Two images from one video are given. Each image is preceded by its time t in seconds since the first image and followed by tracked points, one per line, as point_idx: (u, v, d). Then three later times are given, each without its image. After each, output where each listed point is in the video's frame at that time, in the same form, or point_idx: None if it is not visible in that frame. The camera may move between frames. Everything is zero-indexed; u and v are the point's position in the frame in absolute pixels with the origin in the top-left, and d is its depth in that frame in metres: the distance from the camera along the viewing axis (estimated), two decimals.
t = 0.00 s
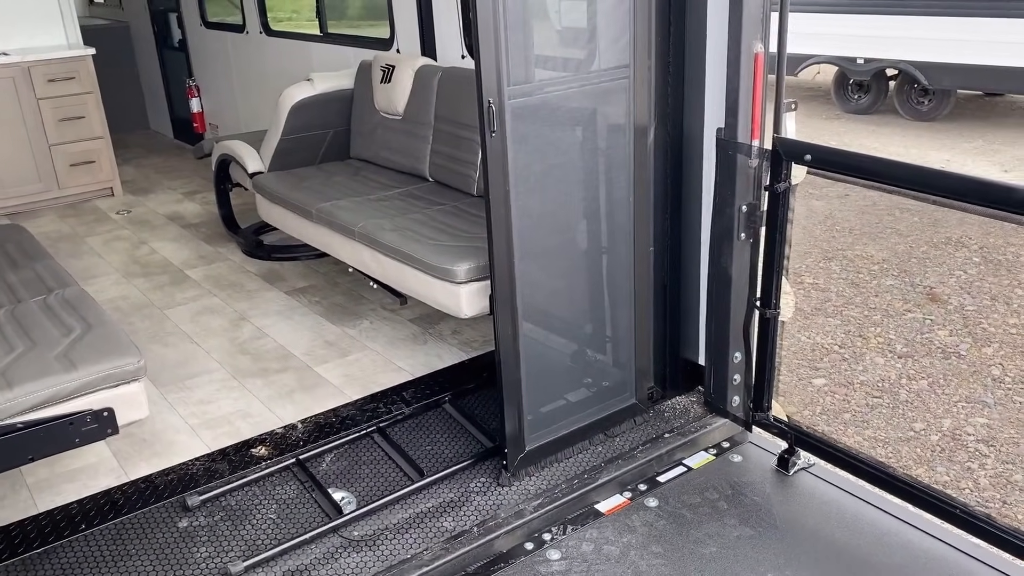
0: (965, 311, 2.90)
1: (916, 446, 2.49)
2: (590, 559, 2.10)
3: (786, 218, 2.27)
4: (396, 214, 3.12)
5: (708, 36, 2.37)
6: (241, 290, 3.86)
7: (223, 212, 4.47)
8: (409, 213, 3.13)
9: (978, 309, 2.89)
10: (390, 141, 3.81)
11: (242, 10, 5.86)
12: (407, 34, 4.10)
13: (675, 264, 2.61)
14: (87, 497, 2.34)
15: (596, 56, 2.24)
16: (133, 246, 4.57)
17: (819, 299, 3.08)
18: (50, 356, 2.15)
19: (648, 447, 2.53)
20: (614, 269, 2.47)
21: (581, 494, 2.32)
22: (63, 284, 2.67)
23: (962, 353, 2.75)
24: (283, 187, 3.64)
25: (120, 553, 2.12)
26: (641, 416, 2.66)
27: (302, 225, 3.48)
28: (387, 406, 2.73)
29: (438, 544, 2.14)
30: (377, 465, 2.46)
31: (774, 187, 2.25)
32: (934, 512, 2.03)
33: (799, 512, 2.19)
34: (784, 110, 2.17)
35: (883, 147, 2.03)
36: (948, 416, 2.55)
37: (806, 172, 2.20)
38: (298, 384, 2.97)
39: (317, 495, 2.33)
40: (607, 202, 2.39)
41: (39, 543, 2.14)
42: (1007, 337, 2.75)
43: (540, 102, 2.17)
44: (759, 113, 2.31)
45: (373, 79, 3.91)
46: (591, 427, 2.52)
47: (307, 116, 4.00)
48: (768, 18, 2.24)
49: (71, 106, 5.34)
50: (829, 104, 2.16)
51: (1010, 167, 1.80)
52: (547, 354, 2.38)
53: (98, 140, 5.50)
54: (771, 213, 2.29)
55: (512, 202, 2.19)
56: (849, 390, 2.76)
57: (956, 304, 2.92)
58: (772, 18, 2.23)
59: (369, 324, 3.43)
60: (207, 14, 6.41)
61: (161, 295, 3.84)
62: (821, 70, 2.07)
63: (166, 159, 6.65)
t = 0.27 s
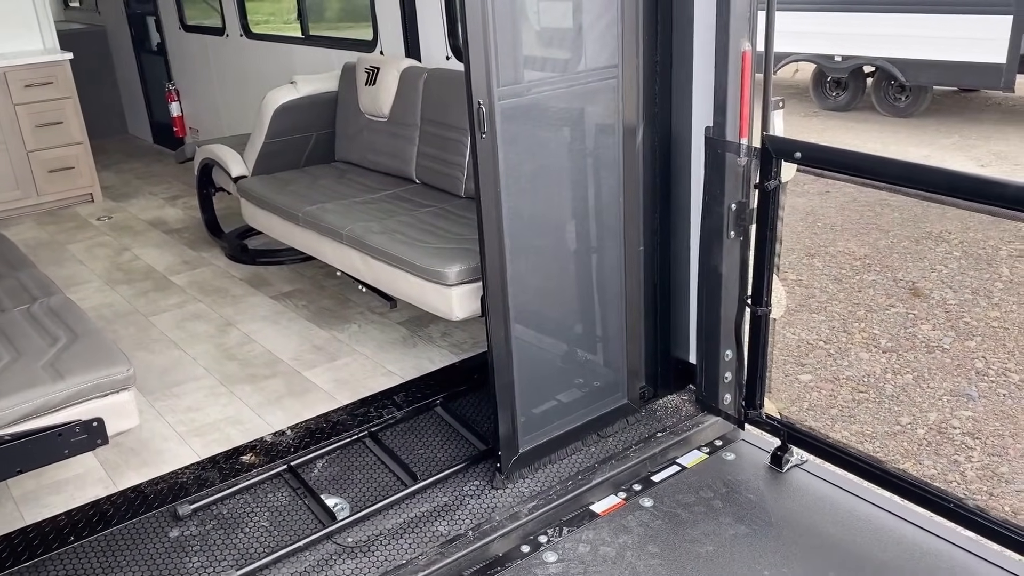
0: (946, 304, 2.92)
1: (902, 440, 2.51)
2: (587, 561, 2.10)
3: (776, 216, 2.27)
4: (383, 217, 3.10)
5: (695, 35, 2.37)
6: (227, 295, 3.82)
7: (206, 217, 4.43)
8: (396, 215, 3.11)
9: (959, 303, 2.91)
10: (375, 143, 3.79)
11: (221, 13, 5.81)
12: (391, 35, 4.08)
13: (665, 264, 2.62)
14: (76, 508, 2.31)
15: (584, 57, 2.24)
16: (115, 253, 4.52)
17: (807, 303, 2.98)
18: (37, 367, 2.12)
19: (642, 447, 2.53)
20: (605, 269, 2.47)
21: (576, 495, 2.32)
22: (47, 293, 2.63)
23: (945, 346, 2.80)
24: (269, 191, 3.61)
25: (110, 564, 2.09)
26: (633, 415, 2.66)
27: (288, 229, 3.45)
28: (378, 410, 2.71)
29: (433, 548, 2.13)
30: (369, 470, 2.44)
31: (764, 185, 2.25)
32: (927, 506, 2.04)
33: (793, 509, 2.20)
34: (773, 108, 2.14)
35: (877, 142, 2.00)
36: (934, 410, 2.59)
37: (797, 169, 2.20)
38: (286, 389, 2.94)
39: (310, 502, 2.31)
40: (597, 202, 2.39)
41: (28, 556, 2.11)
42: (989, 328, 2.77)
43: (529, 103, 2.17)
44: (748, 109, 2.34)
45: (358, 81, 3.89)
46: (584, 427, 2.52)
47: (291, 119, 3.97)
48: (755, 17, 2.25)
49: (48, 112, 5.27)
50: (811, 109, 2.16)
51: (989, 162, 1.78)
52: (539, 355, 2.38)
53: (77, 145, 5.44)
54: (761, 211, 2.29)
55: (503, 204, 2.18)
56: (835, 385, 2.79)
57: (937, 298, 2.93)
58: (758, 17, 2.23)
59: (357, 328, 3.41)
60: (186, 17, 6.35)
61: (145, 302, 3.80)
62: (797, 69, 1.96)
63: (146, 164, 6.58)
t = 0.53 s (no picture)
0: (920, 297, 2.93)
1: (882, 433, 2.53)
2: (576, 563, 2.08)
3: (759, 213, 2.26)
4: (361, 220, 3.07)
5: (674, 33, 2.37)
6: (201, 301, 3.76)
7: (179, 222, 4.36)
8: (375, 218, 3.08)
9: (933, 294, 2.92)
10: (351, 145, 3.75)
11: (189, 15, 5.72)
12: (364, 36, 4.04)
13: (647, 262, 2.61)
14: (51, 523, 2.25)
15: (563, 55, 2.23)
16: (85, 260, 4.43)
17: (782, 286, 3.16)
18: (10, 379, 2.06)
19: (627, 446, 2.52)
20: (587, 269, 2.46)
21: (563, 497, 2.30)
22: (17, 303, 2.56)
23: (920, 339, 2.79)
24: (243, 195, 3.56)
25: None
26: (617, 415, 2.65)
27: (264, 233, 3.40)
28: (360, 416, 2.68)
29: (420, 555, 2.10)
30: (352, 477, 2.41)
31: (745, 182, 2.24)
32: (913, 500, 2.05)
33: (780, 506, 2.20)
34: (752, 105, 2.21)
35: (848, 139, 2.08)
36: (911, 403, 2.59)
37: (778, 166, 2.20)
38: (265, 396, 2.89)
39: (293, 510, 2.27)
40: (578, 201, 2.37)
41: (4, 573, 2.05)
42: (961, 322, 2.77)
43: (510, 103, 2.15)
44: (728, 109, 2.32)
45: (332, 83, 3.85)
46: (569, 428, 2.50)
47: (265, 121, 3.92)
48: (733, 14, 2.24)
49: (13, 118, 5.16)
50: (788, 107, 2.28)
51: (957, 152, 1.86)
52: (523, 356, 2.36)
53: (43, 151, 5.33)
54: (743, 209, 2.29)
55: (484, 204, 2.16)
56: (814, 381, 2.77)
57: (910, 291, 2.97)
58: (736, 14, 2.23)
59: (336, 333, 3.36)
60: (153, 20, 6.25)
61: (118, 310, 3.72)
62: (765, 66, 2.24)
63: (114, 170, 6.46)
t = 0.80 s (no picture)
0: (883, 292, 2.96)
1: (850, 425, 2.52)
2: (555, 566, 2.07)
3: (731, 211, 2.26)
4: (329, 222, 3.02)
5: (643, 31, 2.37)
6: (165, 307, 3.67)
7: (139, 226, 4.26)
8: (342, 220, 3.03)
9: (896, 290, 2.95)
10: (316, 146, 3.70)
11: (145, 14, 5.60)
12: (327, 36, 3.98)
13: (619, 261, 2.60)
14: (13, 540, 2.17)
15: (534, 54, 2.21)
16: (42, 267, 4.31)
17: (749, 287, 3.31)
18: None
19: (602, 446, 2.51)
20: (560, 268, 2.44)
21: (539, 499, 2.29)
22: None
23: (884, 332, 2.81)
24: (207, 198, 3.48)
25: None
26: (592, 415, 2.64)
27: (228, 237, 3.33)
28: (331, 422, 2.63)
29: (397, 562, 2.07)
30: (325, 484, 2.37)
31: (717, 181, 2.24)
32: (887, 494, 2.06)
33: (756, 503, 2.20)
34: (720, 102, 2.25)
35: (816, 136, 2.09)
36: (878, 396, 2.59)
37: (748, 164, 2.19)
38: (234, 404, 2.83)
39: (265, 520, 2.22)
40: (550, 201, 2.36)
41: None
42: (925, 315, 2.77)
43: (480, 102, 2.13)
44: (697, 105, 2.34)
45: (295, 83, 3.78)
46: (544, 430, 2.49)
47: (227, 123, 3.84)
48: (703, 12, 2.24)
49: None
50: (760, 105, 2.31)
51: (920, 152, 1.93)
52: (497, 358, 2.33)
53: None
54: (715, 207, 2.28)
55: (456, 205, 2.13)
56: (782, 374, 2.73)
57: (874, 285, 2.97)
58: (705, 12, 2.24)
59: (304, 337, 3.31)
60: (108, 20, 6.10)
61: (78, 318, 3.62)
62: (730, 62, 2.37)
63: (71, 174, 6.31)
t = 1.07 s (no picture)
0: (847, 287, 3.07)
1: (818, 419, 2.52)
2: (533, 568, 2.04)
3: (704, 205, 2.25)
4: (295, 221, 2.95)
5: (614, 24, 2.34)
6: (125, 311, 3.57)
7: (96, 228, 4.13)
8: (308, 219, 2.97)
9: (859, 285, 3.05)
10: (280, 144, 3.62)
11: (100, 10, 5.45)
12: (289, 31, 3.90)
13: (591, 257, 2.58)
14: None
15: (505, 47, 2.17)
16: None
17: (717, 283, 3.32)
18: None
19: (577, 445, 2.48)
20: (532, 266, 2.41)
21: (515, 500, 2.25)
22: None
23: (850, 326, 2.84)
24: (167, 198, 3.39)
25: None
26: (566, 413, 2.61)
27: (191, 238, 3.25)
28: (300, 426, 2.57)
29: (371, 568, 2.02)
30: (295, 490, 2.31)
31: (690, 175, 2.22)
32: (863, 486, 2.07)
33: (733, 498, 2.20)
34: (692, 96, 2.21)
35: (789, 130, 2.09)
36: (846, 390, 2.60)
37: (722, 158, 2.17)
38: (199, 409, 2.75)
39: (234, 528, 2.15)
40: (522, 197, 2.32)
41: None
42: (890, 312, 2.85)
43: (451, 96, 2.08)
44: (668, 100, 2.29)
45: (258, 79, 3.70)
46: (518, 429, 2.46)
47: (187, 120, 3.74)
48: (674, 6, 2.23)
49: None
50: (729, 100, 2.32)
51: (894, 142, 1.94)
52: (470, 357, 2.30)
53: None
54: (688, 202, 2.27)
55: (427, 201, 2.08)
56: (751, 368, 2.73)
57: (839, 281, 3.11)
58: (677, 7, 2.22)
59: (270, 339, 3.24)
60: (61, 17, 5.93)
61: (34, 323, 3.50)
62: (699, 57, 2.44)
63: (23, 175, 6.12)
